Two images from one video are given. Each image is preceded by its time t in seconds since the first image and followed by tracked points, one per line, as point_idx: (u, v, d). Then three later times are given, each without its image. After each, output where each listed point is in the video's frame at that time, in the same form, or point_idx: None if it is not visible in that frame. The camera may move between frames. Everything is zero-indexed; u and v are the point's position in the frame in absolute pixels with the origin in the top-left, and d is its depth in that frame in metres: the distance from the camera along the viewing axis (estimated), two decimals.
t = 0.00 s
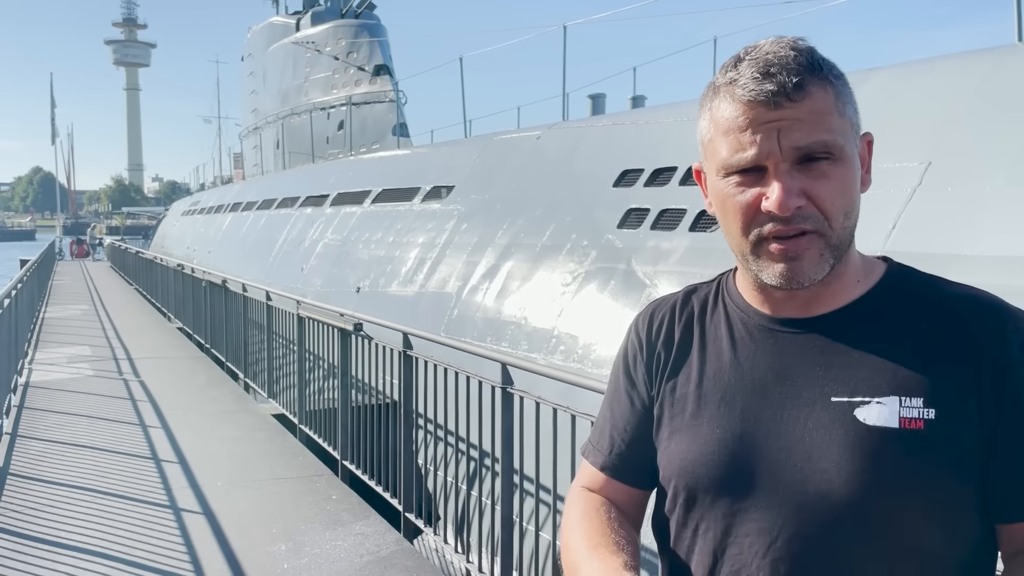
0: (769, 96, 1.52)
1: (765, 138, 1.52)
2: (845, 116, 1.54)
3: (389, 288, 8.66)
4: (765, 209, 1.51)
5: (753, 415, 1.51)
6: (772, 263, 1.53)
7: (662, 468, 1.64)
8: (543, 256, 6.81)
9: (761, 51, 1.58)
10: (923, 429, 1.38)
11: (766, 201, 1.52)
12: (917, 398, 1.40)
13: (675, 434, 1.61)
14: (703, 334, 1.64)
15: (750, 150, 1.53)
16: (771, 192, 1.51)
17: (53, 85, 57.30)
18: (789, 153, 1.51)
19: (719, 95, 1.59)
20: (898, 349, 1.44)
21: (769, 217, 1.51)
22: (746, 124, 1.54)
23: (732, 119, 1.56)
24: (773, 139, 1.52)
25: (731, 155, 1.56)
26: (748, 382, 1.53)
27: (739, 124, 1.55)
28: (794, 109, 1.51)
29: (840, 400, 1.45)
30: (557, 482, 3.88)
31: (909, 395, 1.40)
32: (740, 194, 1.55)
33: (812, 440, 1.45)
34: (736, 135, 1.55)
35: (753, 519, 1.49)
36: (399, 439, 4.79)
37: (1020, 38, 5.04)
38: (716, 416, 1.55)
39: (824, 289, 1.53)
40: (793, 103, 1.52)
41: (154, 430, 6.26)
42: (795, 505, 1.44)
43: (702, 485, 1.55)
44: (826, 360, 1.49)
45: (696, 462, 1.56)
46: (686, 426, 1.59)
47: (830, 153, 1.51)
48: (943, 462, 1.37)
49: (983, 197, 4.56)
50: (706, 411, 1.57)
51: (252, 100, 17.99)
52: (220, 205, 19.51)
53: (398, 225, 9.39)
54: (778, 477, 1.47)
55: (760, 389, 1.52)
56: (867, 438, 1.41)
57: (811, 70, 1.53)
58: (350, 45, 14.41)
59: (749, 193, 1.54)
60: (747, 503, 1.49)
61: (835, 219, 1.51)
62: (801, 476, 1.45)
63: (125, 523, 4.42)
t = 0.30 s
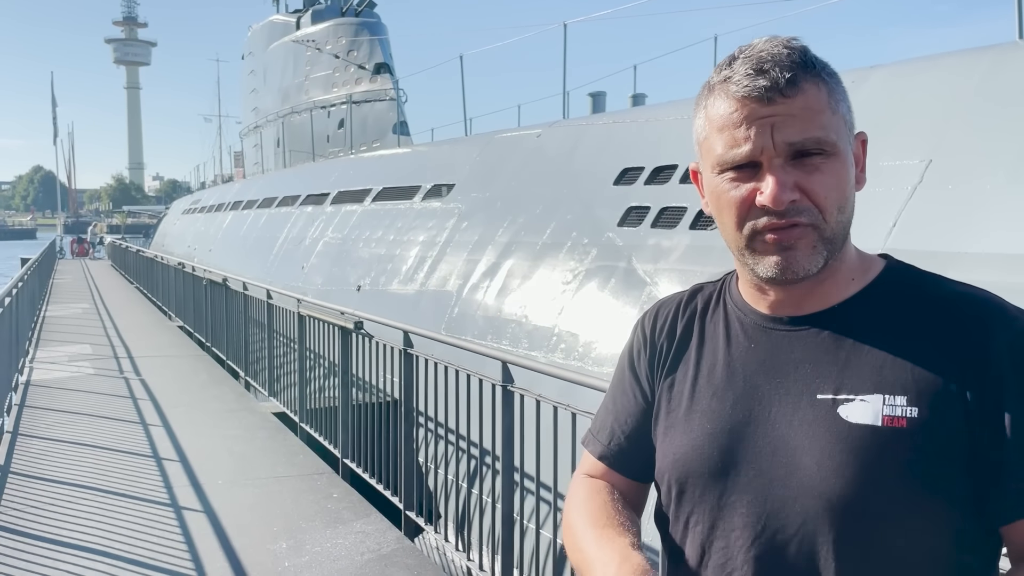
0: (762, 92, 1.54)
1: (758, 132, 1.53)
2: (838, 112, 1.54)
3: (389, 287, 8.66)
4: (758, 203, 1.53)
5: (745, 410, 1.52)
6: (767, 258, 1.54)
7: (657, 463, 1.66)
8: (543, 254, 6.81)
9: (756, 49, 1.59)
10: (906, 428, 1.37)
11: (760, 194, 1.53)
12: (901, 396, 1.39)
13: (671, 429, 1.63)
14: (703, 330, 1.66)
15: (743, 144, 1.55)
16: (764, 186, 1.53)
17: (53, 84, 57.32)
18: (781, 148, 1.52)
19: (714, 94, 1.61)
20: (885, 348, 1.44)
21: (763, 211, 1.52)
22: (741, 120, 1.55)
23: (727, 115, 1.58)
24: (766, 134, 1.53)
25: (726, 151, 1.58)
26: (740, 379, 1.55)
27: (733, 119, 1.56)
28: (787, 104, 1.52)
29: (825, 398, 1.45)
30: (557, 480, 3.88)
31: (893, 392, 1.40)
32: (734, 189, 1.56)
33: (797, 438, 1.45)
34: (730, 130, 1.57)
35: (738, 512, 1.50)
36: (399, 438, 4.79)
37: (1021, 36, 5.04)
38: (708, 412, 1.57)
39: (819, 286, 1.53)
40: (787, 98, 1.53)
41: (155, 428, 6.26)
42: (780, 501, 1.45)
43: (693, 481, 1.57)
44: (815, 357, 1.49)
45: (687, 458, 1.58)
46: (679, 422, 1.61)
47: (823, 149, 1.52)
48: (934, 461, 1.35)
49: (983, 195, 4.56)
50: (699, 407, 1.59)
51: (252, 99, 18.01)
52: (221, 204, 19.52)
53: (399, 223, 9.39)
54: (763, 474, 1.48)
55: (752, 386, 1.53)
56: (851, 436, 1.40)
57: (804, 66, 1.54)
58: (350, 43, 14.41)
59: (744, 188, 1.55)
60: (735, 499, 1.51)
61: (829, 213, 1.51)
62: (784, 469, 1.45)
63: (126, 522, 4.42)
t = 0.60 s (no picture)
0: (753, 88, 1.55)
1: (754, 129, 1.54)
2: (832, 103, 1.54)
3: (390, 285, 8.66)
4: (761, 198, 1.54)
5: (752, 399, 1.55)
6: (775, 252, 1.55)
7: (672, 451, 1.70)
8: (544, 252, 6.81)
9: (743, 48, 1.61)
10: (911, 416, 1.37)
11: (762, 189, 1.54)
12: (906, 385, 1.39)
13: (684, 419, 1.67)
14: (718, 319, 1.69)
15: (740, 142, 1.56)
16: (765, 182, 1.54)
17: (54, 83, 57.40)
18: (779, 142, 1.53)
19: (707, 97, 1.62)
20: (890, 338, 1.44)
21: (767, 206, 1.54)
22: (735, 118, 1.56)
23: (721, 115, 1.59)
24: (762, 130, 1.54)
25: (724, 149, 1.59)
26: (749, 367, 1.58)
27: (727, 119, 1.58)
28: (779, 98, 1.53)
29: (831, 387, 1.46)
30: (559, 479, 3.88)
31: (899, 381, 1.40)
32: (736, 188, 1.59)
33: (802, 425, 1.47)
34: (726, 130, 1.58)
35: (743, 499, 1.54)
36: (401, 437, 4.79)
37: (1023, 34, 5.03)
38: (717, 401, 1.60)
39: (829, 279, 1.53)
40: (778, 92, 1.53)
41: (156, 427, 6.27)
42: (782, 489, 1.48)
43: (701, 469, 1.61)
44: (823, 346, 1.51)
45: (698, 446, 1.62)
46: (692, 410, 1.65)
47: (821, 139, 1.52)
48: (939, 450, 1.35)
49: (985, 194, 4.56)
50: (709, 395, 1.62)
51: (253, 98, 17.99)
52: (221, 203, 19.51)
53: (400, 221, 9.39)
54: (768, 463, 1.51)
55: (761, 374, 1.56)
56: (856, 424, 1.41)
57: (792, 60, 1.54)
58: (351, 42, 14.41)
59: (746, 186, 1.57)
60: (740, 487, 1.54)
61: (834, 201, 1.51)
62: (786, 459, 1.48)
63: (129, 520, 4.42)
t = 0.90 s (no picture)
0: (747, 96, 1.56)
1: (751, 139, 1.55)
2: (828, 104, 1.55)
3: (391, 284, 8.66)
4: (762, 208, 1.54)
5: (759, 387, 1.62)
6: (781, 264, 1.54)
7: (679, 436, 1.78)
8: (546, 251, 6.80)
9: (735, 55, 1.63)
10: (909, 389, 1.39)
11: (763, 200, 1.54)
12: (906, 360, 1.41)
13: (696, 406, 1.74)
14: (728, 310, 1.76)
15: (738, 151, 1.57)
16: (767, 193, 1.54)
17: (55, 83, 57.44)
18: (778, 149, 1.53)
19: (701, 106, 1.65)
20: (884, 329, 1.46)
21: (769, 217, 1.53)
22: (731, 127, 1.58)
23: (719, 126, 1.60)
24: (760, 139, 1.54)
25: (723, 161, 1.60)
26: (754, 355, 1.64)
27: (724, 128, 1.59)
28: (775, 104, 1.54)
29: (832, 369, 1.50)
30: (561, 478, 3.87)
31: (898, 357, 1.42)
32: (737, 198, 1.59)
33: (803, 410, 1.53)
34: (723, 139, 1.60)
35: (744, 483, 1.59)
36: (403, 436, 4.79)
37: None
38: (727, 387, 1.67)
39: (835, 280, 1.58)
40: (773, 98, 1.55)
41: (158, 426, 6.27)
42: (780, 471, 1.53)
43: (709, 453, 1.67)
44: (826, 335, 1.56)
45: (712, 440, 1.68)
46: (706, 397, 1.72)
47: (821, 144, 1.52)
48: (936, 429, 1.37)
49: (987, 191, 4.55)
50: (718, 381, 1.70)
51: (254, 97, 17.98)
52: (222, 202, 19.50)
53: (401, 220, 9.38)
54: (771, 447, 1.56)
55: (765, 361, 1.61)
56: (855, 404, 1.45)
57: (785, 64, 1.56)
58: (352, 41, 14.42)
59: (746, 196, 1.57)
60: (741, 470, 1.60)
61: (839, 209, 1.50)
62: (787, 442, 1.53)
63: (130, 520, 4.42)
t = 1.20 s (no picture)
0: (745, 81, 1.55)
1: (747, 126, 1.54)
2: (830, 94, 1.54)
3: (392, 283, 8.67)
4: (757, 203, 1.54)
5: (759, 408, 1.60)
6: (776, 259, 1.54)
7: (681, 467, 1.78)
8: (547, 250, 6.79)
9: (736, 38, 1.61)
10: (904, 407, 1.38)
11: (757, 193, 1.54)
12: (899, 373, 1.40)
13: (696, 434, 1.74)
14: (724, 340, 1.75)
15: (733, 140, 1.56)
16: (761, 184, 1.53)
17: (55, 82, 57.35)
18: (775, 139, 1.52)
19: (697, 91, 1.64)
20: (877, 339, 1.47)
21: (763, 211, 1.53)
22: (727, 114, 1.57)
23: (715, 112, 1.60)
24: (756, 127, 1.53)
25: (717, 149, 1.60)
26: (753, 384, 1.64)
27: (719, 116, 1.58)
28: (775, 91, 1.53)
29: (832, 390, 1.49)
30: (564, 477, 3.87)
31: (891, 371, 1.41)
32: (730, 190, 1.58)
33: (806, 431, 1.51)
34: (718, 127, 1.59)
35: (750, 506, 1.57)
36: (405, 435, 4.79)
37: None
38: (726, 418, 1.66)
39: (836, 284, 1.56)
40: (773, 84, 1.53)
41: (159, 426, 6.27)
42: (788, 508, 1.51)
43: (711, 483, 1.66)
44: (824, 351, 1.55)
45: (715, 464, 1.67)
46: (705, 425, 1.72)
47: (821, 136, 1.51)
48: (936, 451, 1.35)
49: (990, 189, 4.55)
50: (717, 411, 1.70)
51: (255, 96, 17.98)
52: (223, 201, 19.50)
53: (402, 219, 9.38)
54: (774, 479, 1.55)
55: (765, 391, 1.61)
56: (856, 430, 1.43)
57: (787, 51, 1.55)
58: (353, 40, 14.44)
59: (740, 188, 1.57)
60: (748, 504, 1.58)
61: (836, 205, 1.50)
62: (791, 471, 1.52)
63: (131, 519, 4.42)
